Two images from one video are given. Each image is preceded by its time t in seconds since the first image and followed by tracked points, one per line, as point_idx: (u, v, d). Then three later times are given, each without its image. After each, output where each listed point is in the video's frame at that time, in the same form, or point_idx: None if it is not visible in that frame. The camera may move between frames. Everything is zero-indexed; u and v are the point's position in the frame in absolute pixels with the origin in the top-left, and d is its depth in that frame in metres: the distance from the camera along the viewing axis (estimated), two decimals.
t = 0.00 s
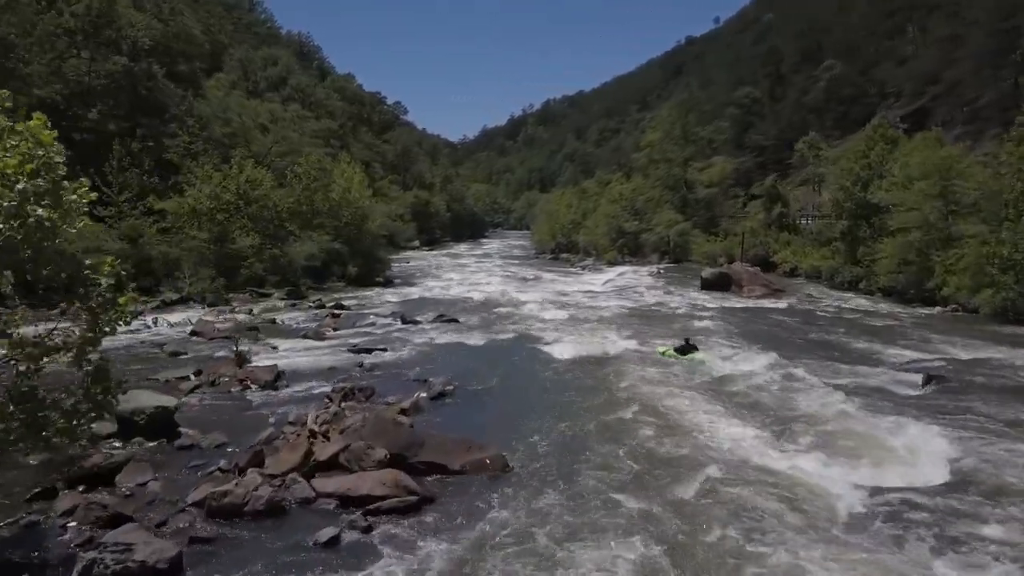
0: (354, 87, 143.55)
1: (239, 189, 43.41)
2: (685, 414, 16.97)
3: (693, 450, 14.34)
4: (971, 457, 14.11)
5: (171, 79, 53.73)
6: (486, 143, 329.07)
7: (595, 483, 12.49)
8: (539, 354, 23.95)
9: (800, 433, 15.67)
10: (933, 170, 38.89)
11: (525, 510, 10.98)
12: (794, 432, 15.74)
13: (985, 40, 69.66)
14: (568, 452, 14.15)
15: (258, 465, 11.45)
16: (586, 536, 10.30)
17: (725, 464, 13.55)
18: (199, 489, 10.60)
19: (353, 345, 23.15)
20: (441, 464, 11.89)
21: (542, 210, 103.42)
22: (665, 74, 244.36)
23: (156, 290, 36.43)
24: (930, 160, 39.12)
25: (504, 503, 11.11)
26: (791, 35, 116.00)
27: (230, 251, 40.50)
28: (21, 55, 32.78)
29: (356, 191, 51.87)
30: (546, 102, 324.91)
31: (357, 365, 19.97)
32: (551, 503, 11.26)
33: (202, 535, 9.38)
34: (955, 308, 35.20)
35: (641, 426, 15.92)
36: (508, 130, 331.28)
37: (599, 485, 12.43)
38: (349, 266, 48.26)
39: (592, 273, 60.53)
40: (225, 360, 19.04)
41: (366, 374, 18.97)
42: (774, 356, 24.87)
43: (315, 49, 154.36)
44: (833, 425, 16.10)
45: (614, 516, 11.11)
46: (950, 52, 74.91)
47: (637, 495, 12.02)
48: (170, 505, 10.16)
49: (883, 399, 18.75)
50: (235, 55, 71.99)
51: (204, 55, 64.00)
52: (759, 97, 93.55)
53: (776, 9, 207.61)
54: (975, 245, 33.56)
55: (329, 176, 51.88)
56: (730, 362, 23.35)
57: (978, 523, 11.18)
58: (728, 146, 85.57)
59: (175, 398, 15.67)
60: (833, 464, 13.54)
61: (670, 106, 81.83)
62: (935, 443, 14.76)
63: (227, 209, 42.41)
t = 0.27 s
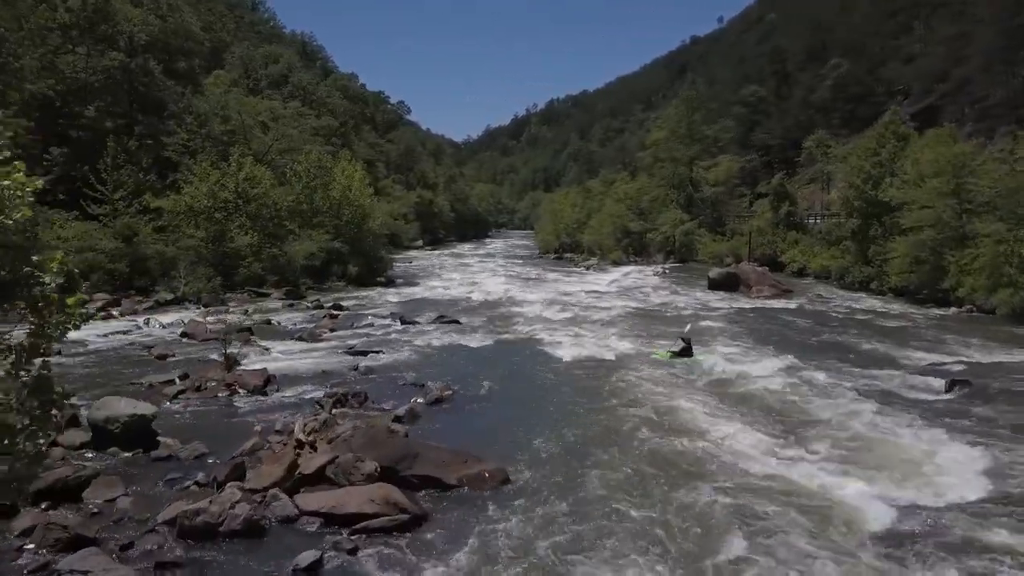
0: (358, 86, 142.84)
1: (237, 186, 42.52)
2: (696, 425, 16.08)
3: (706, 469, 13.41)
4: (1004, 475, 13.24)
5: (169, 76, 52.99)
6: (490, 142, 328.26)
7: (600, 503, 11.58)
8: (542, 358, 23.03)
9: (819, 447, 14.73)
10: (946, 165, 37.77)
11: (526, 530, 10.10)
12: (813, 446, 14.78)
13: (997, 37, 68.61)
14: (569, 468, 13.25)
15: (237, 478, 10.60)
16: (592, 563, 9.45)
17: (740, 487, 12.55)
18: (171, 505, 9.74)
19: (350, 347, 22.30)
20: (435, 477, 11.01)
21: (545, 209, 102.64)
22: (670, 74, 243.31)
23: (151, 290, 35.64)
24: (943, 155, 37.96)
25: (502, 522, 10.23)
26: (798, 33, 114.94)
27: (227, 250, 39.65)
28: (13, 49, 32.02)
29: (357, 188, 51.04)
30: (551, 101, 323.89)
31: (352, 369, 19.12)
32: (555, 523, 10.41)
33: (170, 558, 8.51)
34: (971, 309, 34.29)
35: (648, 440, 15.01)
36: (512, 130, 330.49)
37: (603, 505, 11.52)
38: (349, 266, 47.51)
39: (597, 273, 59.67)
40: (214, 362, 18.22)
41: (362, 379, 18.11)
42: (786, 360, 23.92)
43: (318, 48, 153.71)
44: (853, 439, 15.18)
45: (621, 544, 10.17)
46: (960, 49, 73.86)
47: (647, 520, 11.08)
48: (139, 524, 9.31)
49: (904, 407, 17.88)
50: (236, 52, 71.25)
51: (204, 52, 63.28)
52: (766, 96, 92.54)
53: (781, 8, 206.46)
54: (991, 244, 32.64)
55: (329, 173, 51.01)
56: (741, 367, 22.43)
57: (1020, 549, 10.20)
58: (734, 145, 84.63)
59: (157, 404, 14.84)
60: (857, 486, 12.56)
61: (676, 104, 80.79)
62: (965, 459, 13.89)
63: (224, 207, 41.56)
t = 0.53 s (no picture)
0: (367, 85, 142.55)
1: (243, 185, 41.99)
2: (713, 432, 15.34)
3: (725, 477, 12.62)
4: None
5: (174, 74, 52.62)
6: (500, 142, 327.63)
7: (611, 517, 10.81)
8: (550, 361, 22.31)
9: (843, 453, 13.94)
10: (966, 164, 36.67)
11: (533, 547, 9.42)
12: (836, 453, 14.01)
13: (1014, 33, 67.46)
14: (579, 478, 12.48)
15: (225, 492, 9.93)
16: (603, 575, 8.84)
17: (763, 498, 11.74)
18: (151, 522, 9.06)
19: (353, 349, 21.64)
20: (437, 492, 10.30)
21: (555, 209, 101.95)
22: (680, 73, 242.01)
23: (154, 290, 35.14)
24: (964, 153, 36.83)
25: (507, 537, 9.54)
26: (811, 30, 113.76)
27: (232, 249, 39.12)
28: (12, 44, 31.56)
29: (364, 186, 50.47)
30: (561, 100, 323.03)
31: (354, 372, 18.46)
32: (565, 537, 9.74)
33: None
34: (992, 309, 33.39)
35: (662, 447, 14.23)
36: (521, 130, 329.78)
37: (615, 520, 10.74)
38: (356, 265, 46.95)
39: (607, 273, 58.93)
40: (211, 365, 17.59)
41: (364, 382, 17.42)
42: (803, 364, 23.14)
43: (327, 48, 153.48)
44: (879, 447, 14.40)
45: (636, 562, 9.39)
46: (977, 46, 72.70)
47: (663, 534, 10.30)
48: (115, 544, 8.64)
49: (931, 414, 17.09)
50: (243, 51, 70.85)
51: (210, 50, 62.86)
52: (778, 94, 91.54)
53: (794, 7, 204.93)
54: (1014, 243, 31.73)
55: (336, 172, 50.47)
56: (757, 370, 21.67)
57: None
58: (746, 144, 83.67)
59: (148, 410, 14.21)
60: (889, 496, 11.73)
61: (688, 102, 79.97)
62: (998, 467, 13.12)
63: (229, 206, 41.05)
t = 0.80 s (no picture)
0: (378, 84, 142.09)
1: (249, 183, 41.35)
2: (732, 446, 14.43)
3: (750, 503, 11.71)
4: None
5: (181, 72, 52.11)
6: (512, 142, 326.79)
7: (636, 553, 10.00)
8: (559, 368, 21.47)
9: (875, 477, 13.01)
10: (990, 160, 35.19)
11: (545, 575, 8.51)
12: (868, 476, 13.07)
13: None
14: (587, 499, 11.65)
15: (204, 512, 9.14)
16: None
17: (794, 530, 10.82)
18: (119, 547, 8.26)
19: (355, 352, 20.87)
20: (436, 513, 9.45)
21: (566, 209, 101.10)
22: (693, 72, 240.41)
23: (157, 290, 34.52)
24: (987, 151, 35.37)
25: (517, 564, 8.67)
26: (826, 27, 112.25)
27: (237, 249, 38.49)
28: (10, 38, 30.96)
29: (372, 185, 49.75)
30: (573, 100, 321.84)
31: (355, 376, 17.66)
32: (581, 564, 8.86)
33: None
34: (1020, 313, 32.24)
35: (679, 465, 13.36)
36: (533, 130, 329.05)
37: (640, 555, 9.93)
38: (364, 266, 46.26)
39: (620, 273, 58.23)
40: (206, 368, 16.82)
41: (364, 388, 16.61)
42: (825, 369, 22.21)
43: (338, 48, 153.24)
44: (910, 466, 13.47)
45: None
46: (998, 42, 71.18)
47: (684, 574, 9.42)
48: (78, 571, 7.83)
49: (965, 428, 16.16)
50: (252, 49, 70.35)
51: (218, 47, 62.35)
52: (793, 91, 90.22)
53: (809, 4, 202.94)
54: None
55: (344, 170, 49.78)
56: (777, 376, 20.77)
57: None
58: (761, 142, 82.52)
59: (135, 416, 13.46)
60: (930, 529, 10.81)
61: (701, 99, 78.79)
62: None
63: (235, 205, 40.42)
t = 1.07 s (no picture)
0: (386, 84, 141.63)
1: (252, 182, 40.75)
2: (748, 457, 13.62)
3: (772, 522, 10.93)
4: None
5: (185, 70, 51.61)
6: (520, 142, 326.02)
7: None
8: (566, 371, 20.73)
9: (905, 491, 12.18)
10: (1011, 157, 34.04)
11: None
12: (897, 490, 12.24)
13: None
14: (595, 517, 10.92)
15: (180, 532, 8.44)
16: None
17: (823, 553, 10.01)
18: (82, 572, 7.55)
19: (355, 355, 20.15)
20: (434, 534, 8.73)
21: (575, 208, 100.25)
22: (703, 71, 239.04)
23: (158, 290, 33.94)
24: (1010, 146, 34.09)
25: None
26: (839, 25, 110.95)
27: (240, 248, 37.90)
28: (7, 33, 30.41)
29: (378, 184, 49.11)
30: (581, 100, 320.82)
31: (353, 381, 16.94)
32: None
33: None
34: None
35: (693, 478, 12.60)
36: (542, 129, 328.03)
37: None
38: (369, 266, 45.64)
39: (628, 273, 57.39)
40: (198, 372, 16.15)
41: (362, 393, 15.89)
42: (844, 374, 21.36)
43: (346, 47, 152.71)
44: (939, 480, 12.67)
45: None
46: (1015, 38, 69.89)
47: None
48: None
49: (996, 437, 15.28)
50: (258, 47, 69.77)
51: (223, 45, 61.80)
52: (805, 90, 89.09)
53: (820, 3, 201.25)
54: None
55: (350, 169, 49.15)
56: (793, 382, 19.95)
57: None
58: (772, 140, 81.49)
59: (118, 424, 12.78)
60: (969, 551, 10.00)
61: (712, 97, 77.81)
62: None
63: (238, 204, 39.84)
